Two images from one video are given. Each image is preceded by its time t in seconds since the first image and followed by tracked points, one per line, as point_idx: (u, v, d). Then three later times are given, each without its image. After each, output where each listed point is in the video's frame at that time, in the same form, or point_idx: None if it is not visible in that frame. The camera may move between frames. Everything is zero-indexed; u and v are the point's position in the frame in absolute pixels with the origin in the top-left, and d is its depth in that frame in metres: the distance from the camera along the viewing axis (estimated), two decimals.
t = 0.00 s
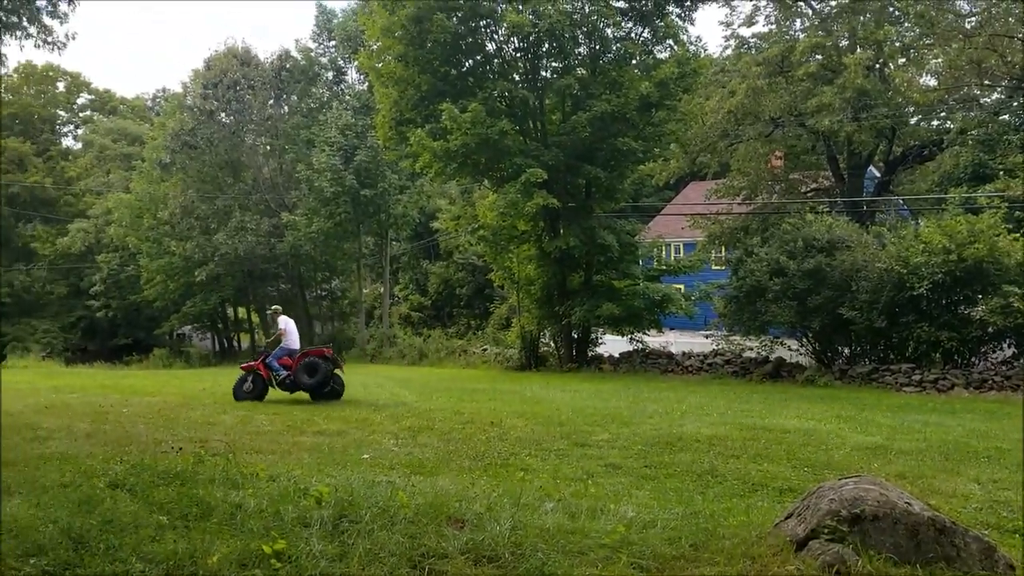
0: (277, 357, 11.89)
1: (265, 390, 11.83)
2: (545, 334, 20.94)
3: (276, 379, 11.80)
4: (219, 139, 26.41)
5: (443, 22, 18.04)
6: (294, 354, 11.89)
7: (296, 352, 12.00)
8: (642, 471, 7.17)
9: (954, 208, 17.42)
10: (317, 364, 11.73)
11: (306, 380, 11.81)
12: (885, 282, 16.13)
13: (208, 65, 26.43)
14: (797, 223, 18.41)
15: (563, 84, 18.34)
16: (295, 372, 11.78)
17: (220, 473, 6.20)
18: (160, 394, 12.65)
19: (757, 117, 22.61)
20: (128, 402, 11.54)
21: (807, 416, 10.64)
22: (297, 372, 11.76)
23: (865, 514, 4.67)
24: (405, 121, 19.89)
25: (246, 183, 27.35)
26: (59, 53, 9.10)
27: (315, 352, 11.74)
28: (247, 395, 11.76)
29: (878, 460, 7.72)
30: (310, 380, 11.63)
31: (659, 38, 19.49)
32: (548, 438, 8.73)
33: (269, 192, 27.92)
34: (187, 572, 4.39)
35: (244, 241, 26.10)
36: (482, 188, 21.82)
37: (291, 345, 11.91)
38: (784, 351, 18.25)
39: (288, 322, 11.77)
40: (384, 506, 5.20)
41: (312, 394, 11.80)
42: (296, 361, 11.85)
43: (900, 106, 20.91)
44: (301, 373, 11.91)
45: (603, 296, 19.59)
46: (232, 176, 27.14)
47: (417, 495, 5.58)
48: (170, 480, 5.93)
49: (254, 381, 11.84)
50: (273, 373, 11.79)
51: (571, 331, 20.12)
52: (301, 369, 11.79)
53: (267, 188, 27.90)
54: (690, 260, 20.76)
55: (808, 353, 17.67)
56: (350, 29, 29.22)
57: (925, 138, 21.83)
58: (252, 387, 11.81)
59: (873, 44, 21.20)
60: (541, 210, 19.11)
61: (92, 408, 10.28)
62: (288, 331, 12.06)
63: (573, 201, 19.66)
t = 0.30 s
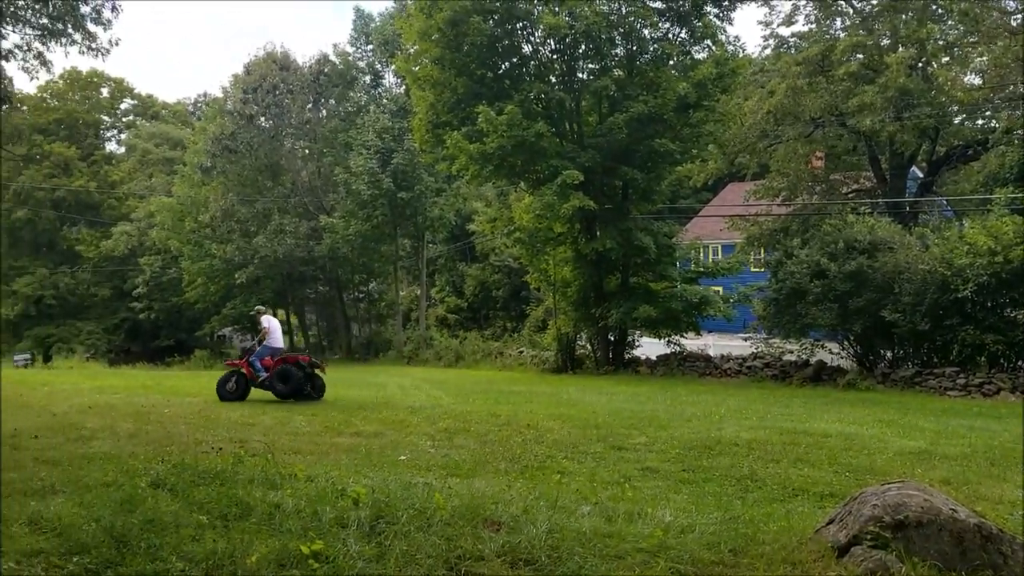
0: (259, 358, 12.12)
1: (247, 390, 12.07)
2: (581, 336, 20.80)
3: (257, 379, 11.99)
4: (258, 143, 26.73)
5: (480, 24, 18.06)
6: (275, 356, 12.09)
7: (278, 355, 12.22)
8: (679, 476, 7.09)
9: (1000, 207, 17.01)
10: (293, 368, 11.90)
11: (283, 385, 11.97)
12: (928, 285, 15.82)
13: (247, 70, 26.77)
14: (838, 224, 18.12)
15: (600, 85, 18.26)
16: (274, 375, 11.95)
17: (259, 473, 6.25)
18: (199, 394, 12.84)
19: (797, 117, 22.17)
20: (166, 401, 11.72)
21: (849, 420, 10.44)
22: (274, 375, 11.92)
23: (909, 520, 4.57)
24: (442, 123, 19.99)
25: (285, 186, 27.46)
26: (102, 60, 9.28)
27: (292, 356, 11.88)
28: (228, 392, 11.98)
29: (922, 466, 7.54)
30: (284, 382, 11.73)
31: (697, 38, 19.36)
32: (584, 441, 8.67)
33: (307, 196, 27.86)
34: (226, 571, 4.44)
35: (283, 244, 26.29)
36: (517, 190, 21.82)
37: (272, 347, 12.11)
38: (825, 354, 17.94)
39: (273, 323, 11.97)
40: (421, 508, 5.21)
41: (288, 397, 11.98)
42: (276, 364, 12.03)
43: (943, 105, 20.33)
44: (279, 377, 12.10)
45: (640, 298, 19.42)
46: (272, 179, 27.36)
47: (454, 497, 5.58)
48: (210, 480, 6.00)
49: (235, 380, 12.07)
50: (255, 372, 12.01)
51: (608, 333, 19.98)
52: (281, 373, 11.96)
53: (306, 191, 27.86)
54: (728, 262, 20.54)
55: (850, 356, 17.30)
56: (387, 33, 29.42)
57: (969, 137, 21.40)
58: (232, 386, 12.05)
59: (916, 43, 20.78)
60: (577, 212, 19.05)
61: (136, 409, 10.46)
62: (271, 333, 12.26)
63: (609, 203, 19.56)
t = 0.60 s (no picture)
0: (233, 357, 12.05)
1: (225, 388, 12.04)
2: (614, 332, 20.72)
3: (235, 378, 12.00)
4: (291, 142, 27.05)
5: (510, 20, 18.02)
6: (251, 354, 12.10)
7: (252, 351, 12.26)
8: (716, 472, 7.02)
9: None
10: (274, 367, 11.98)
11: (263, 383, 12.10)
12: (968, 278, 15.48)
13: (280, 69, 26.94)
14: (875, 217, 17.82)
15: (632, 79, 18.07)
16: (253, 373, 11.99)
17: (295, 468, 6.30)
18: (234, 392, 13.05)
19: (833, 110, 21.89)
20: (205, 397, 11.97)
21: (889, 416, 10.24)
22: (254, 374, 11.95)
23: (953, 516, 4.48)
24: (473, 120, 19.99)
25: (319, 184, 27.63)
26: (139, 60, 9.43)
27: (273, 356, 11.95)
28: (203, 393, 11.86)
29: (965, 462, 7.37)
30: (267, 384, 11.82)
31: (730, 31, 19.13)
32: (619, 437, 8.62)
33: (340, 194, 27.92)
34: (264, 566, 4.47)
35: (316, 242, 26.61)
36: (549, 185, 21.75)
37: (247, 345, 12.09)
38: (863, 349, 17.66)
39: (249, 325, 11.89)
40: (456, 503, 5.20)
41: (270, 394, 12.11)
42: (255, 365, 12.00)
43: (983, 95, 19.90)
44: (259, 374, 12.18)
45: (673, 293, 19.26)
46: (305, 178, 27.63)
47: (488, 492, 5.57)
48: (247, 475, 6.06)
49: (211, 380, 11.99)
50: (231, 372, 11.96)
51: (641, 329, 19.88)
52: (260, 371, 12.01)
53: (339, 189, 27.89)
54: (763, 256, 20.30)
55: (888, 351, 17.03)
56: (418, 31, 29.36)
57: (1010, 127, 20.93)
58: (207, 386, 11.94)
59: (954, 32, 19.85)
60: (609, 207, 18.94)
61: (176, 405, 10.63)
62: (244, 331, 12.23)
63: (642, 198, 19.41)
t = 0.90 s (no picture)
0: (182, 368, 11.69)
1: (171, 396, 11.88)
2: (625, 332, 20.63)
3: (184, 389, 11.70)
4: (299, 147, 27.01)
5: (517, 22, 18.02)
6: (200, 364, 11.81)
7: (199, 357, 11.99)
8: (732, 472, 6.96)
9: None
10: (229, 382, 11.83)
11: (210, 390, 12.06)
12: (981, 274, 15.32)
13: (288, 73, 26.86)
14: (886, 214, 17.70)
15: (639, 79, 17.95)
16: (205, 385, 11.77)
17: (309, 473, 6.27)
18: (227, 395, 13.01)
19: (841, 107, 21.74)
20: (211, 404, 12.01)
21: (904, 414, 10.15)
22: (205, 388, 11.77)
23: (977, 516, 4.41)
24: (481, 121, 19.94)
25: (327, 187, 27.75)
26: (148, 67, 9.44)
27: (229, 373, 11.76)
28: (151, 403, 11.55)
29: (983, 460, 7.29)
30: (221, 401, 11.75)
31: (738, 30, 19.07)
32: (632, 438, 8.58)
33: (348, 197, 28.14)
34: (278, 572, 4.44)
35: (326, 245, 26.69)
36: (558, 186, 21.72)
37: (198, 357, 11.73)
38: (876, 347, 17.57)
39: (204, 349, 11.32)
40: (471, 507, 5.16)
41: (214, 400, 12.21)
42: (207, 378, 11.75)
43: (993, 90, 19.62)
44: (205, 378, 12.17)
45: (684, 293, 19.17)
46: (314, 182, 27.70)
47: (503, 495, 5.53)
48: (260, 480, 6.04)
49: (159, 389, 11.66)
50: (182, 382, 11.64)
51: (652, 329, 19.81)
52: (212, 382, 11.85)
53: (347, 192, 28.05)
54: (773, 254, 20.15)
55: (901, 349, 16.95)
56: (425, 34, 29.21)
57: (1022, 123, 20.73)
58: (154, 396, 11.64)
59: (964, 28, 19.78)
60: (618, 207, 18.86)
61: (189, 411, 10.65)
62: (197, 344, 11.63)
63: (651, 197, 19.33)
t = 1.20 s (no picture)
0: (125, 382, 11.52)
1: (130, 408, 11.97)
2: (633, 342, 20.53)
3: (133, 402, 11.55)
4: (307, 158, 27.10)
5: (524, 31, 18.07)
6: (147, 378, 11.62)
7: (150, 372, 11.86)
8: (744, 483, 6.89)
9: None
10: (174, 400, 11.57)
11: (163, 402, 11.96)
12: (993, 281, 15.05)
13: (296, 84, 26.93)
14: (896, 221, 17.41)
15: (646, 88, 18.03)
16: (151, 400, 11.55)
17: (318, 485, 6.23)
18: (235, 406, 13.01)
19: (849, 115, 21.70)
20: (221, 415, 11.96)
21: (917, 423, 10.04)
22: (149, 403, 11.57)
23: (997, 526, 4.35)
24: (488, 131, 19.98)
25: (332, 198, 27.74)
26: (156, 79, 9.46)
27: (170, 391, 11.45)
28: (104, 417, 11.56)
29: (999, 469, 7.20)
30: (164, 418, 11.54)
31: (744, 37, 18.68)
32: (643, 448, 8.52)
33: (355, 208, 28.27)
34: None
35: (333, 255, 26.82)
36: (565, 196, 21.71)
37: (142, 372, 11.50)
38: (887, 354, 17.56)
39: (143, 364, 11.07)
40: (482, 519, 5.11)
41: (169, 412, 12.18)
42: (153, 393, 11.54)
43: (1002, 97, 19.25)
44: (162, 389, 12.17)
45: (693, 302, 19.09)
46: (321, 193, 27.76)
47: (514, 507, 5.48)
48: (269, 492, 6.01)
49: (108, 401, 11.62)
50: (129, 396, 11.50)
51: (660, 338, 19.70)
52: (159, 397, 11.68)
53: (355, 203, 28.19)
54: (782, 262, 19.98)
55: (912, 356, 16.95)
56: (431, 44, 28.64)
57: None
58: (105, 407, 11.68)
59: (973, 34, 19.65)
60: (626, 216, 18.80)
61: (198, 422, 10.66)
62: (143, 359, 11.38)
63: (659, 206, 19.28)
